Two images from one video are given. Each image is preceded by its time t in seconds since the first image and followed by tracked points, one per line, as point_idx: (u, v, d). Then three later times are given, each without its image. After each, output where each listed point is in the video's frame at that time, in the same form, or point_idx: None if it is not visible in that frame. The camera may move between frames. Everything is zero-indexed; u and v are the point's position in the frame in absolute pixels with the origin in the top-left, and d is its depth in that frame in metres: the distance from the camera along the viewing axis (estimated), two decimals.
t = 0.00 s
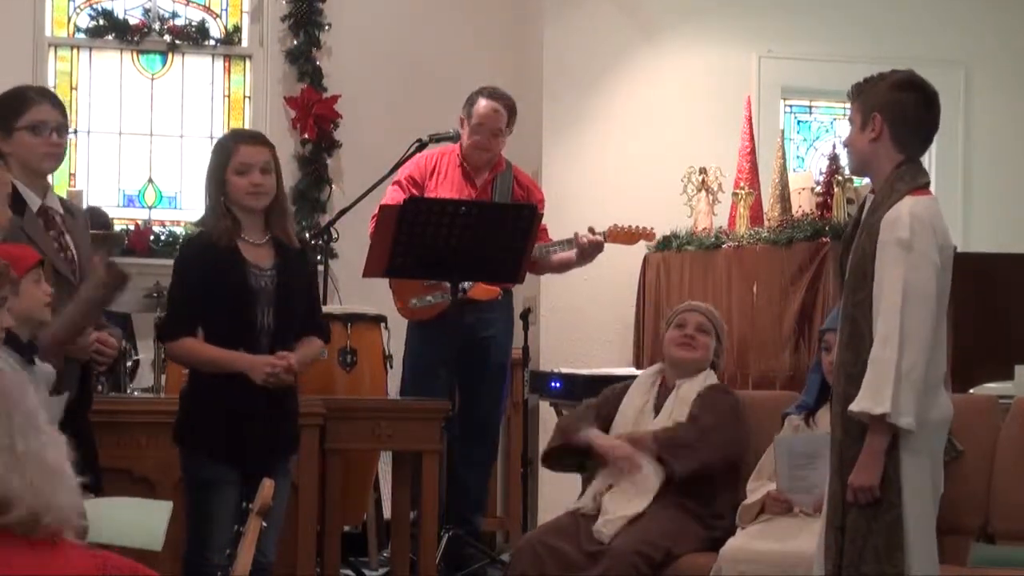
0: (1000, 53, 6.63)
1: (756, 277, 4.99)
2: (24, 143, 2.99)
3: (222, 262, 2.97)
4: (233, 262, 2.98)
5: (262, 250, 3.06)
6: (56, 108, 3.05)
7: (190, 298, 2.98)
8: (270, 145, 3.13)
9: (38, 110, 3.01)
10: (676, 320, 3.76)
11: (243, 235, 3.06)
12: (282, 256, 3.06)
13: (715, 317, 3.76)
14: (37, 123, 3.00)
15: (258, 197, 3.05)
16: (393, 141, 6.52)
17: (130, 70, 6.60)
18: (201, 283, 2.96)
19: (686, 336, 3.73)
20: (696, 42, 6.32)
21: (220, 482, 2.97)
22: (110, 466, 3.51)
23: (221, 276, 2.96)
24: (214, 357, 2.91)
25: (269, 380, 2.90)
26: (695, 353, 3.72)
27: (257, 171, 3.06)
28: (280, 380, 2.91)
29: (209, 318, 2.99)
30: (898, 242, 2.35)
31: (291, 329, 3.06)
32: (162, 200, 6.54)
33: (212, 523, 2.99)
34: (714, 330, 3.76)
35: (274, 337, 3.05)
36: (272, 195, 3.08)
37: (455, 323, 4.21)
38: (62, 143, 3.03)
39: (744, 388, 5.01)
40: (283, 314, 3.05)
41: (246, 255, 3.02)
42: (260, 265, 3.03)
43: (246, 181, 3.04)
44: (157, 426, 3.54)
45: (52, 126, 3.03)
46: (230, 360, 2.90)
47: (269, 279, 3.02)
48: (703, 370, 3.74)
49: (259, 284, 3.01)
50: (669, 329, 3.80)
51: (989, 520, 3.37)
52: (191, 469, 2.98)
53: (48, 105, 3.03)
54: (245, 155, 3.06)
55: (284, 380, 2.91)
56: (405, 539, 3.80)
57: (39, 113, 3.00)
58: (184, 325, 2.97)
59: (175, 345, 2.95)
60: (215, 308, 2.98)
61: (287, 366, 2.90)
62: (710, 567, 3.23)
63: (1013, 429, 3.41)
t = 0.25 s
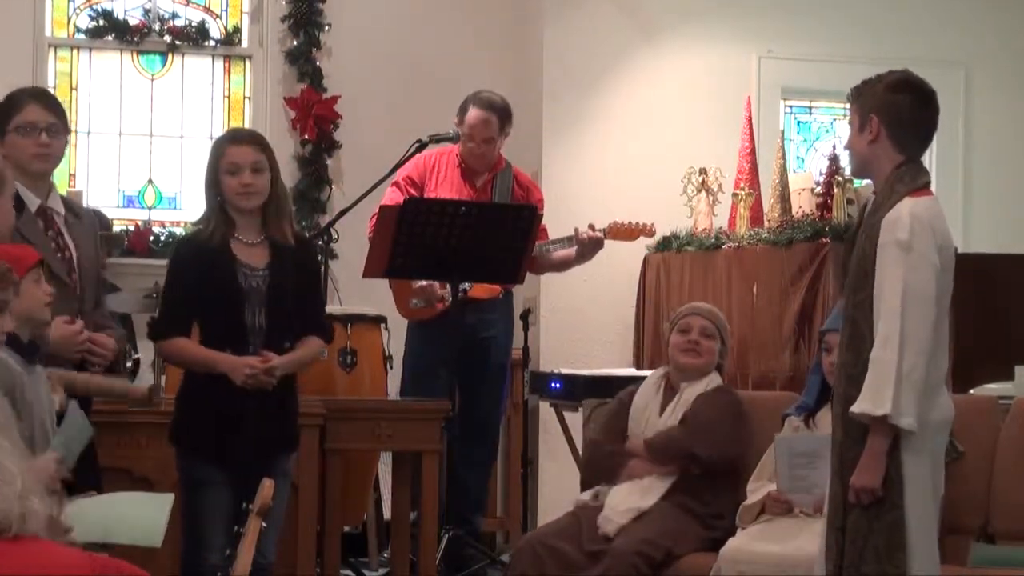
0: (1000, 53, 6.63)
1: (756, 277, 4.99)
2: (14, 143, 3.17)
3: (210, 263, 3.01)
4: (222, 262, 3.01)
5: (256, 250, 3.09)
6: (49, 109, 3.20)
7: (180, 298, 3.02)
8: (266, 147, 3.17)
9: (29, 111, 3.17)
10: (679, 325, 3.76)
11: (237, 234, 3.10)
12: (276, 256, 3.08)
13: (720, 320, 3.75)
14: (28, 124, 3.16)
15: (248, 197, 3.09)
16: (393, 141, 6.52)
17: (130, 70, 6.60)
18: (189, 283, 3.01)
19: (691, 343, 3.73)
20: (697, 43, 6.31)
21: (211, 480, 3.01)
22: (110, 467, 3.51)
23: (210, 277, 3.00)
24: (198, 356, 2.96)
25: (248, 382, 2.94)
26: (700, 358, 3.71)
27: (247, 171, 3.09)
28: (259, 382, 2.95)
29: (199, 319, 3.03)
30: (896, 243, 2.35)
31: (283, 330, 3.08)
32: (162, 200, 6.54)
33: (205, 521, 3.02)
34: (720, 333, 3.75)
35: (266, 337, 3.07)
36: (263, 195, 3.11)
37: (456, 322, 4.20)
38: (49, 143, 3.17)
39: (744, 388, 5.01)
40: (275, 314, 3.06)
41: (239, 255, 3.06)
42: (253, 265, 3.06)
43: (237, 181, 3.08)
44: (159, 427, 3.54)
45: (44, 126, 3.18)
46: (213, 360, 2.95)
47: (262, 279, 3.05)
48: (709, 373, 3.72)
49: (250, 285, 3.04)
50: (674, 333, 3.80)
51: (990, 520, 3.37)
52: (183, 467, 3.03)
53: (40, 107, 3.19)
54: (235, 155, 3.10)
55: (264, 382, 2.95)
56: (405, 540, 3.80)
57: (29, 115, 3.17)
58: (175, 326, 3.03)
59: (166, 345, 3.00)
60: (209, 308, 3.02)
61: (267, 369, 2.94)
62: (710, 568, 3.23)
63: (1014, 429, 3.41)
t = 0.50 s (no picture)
0: (1000, 52, 6.63)
1: (756, 277, 4.99)
2: (13, 141, 3.17)
3: (199, 262, 3.04)
4: (210, 261, 3.05)
5: (248, 249, 3.10)
6: (47, 106, 3.20)
7: (172, 298, 3.06)
8: (262, 146, 3.17)
9: (27, 109, 3.17)
10: (679, 327, 3.74)
11: (230, 233, 3.12)
12: (268, 255, 3.09)
13: (720, 323, 3.73)
14: (26, 121, 3.16)
15: (240, 196, 3.10)
16: (393, 141, 6.52)
17: (130, 70, 6.60)
18: (179, 282, 3.05)
19: (691, 346, 3.71)
20: (697, 42, 6.31)
21: (202, 480, 3.02)
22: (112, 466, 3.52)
23: (198, 275, 3.04)
24: (186, 354, 3.00)
25: (231, 381, 2.97)
26: (702, 363, 3.69)
27: (239, 170, 3.11)
28: (243, 382, 2.97)
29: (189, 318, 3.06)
30: (891, 245, 2.35)
31: (276, 329, 3.08)
32: (162, 200, 6.53)
33: (198, 521, 3.02)
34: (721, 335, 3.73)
35: (258, 335, 3.07)
36: (255, 194, 3.12)
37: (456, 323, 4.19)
38: (46, 140, 3.17)
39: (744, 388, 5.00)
40: (266, 312, 3.07)
41: (231, 254, 3.08)
42: (244, 264, 3.08)
43: (229, 180, 3.10)
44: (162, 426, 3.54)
45: (43, 124, 3.18)
46: (198, 357, 2.98)
47: (254, 278, 3.07)
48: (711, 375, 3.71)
49: (240, 283, 3.06)
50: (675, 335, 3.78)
51: (990, 520, 3.38)
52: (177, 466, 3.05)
53: (38, 104, 3.19)
54: (228, 155, 3.12)
55: (248, 381, 2.98)
56: (405, 540, 3.80)
57: (27, 112, 3.17)
58: (167, 325, 3.06)
59: (158, 344, 3.05)
60: (199, 307, 3.05)
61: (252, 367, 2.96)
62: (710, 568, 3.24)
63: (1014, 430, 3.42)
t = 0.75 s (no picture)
0: (1000, 52, 6.63)
1: (756, 277, 5.00)
2: (14, 139, 3.20)
3: (191, 265, 3.12)
4: (202, 263, 3.12)
5: (241, 251, 3.16)
6: (48, 104, 3.23)
7: (167, 300, 3.14)
8: (258, 148, 3.20)
9: (29, 107, 3.21)
10: (677, 329, 3.75)
11: (224, 234, 3.18)
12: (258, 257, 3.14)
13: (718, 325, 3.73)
14: (26, 119, 3.20)
15: (231, 198, 3.15)
16: (393, 142, 6.52)
17: (130, 71, 6.60)
18: (172, 285, 3.13)
19: (688, 349, 3.71)
20: (697, 43, 6.31)
21: (193, 480, 3.09)
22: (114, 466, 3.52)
23: (190, 278, 3.11)
24: (177, 355, 3.07)
25: (217, 382, 3.03)
26: (698, 365, 3.69)
27: (230, 172, 3.14)
28: (229, 384, 3.04)
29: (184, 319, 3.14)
30: (881, 252, 2.38)
31: (265, 330, 3.12)
32: (162, 200, 6.54)
33: (188, 519, 3.08)
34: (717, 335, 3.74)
35: (247, 337, 3.12)
36: (246, 197, 3.16)
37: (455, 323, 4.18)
38: (46, 138, 3.19)
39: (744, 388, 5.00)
40: (255, 314, 3.12)
41: (224, 256, 3.15)
42: (237, 266, 3.14)
43: (221, 182, 3.14)
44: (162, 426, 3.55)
45: (43, 121, 3.21)
46: (188, 358, 3.06)
47: (245, 280, 3.13)
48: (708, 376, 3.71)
49: (231, 285, 3.12)
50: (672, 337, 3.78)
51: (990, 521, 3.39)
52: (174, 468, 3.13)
53: (39, 102, 3.22)
54: (221, 157, 3.16)
55: (232, 384, 3.04)
56: (405, 540, 3.80)
57: (29, 110, 3.20)
58: (163, 326, 3.14)
59: (154, 345, 3.13)
60: (192, 308, 3.12)
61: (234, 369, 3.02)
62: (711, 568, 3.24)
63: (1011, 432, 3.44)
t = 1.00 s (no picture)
0: (1000, 52, 6.63)
1: (756, 277, 5.00)
2: (14, 137, 3.19)
3: (184, 264, 3.13)
4: (195, 263, 3.13)
5: (234, 251, 3.17)
6: (49, 102, 3.23)
7: (161, 300, 3.16)
8: (254, 150, 3.20)
9: (30, 105, 3.20)
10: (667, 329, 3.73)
11: (220, 235, 3.19)
12: (251, 256, 3.14)
13: (710, 325, 3.68)
14: (27, 116, 3.19)
15: (225, 199, 3.15)
16: (393, 141, 6.52)
17: (130, 70, 6.60)
18: (167, 284, 3.14)
19: (676, 349, 3.68)
20: (697, 43, 6.31)
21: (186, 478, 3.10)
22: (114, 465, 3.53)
23: (183, 277, 3.12)
24: (168, 354, 3.08)
25: (206, 381, 3.04)
26: (684, 365, 3.66)
27: (224, 173, 3.15)
28: (217, 383, 3.04)
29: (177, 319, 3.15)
30: (915, 245, 2.42)
31: (256, 330, 3.12)
32: (162, 200, 6.54)
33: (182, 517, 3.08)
34: (710, 336, 3.69)
35: (238, 336, 3.12)
36: (239, 198, 3.16)
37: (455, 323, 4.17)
38: (46, 136, 3.19)
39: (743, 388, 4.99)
40: (246, 313, 3.12)
41: (218, 255, 3.16)
42: (230, 265, 3.15)
43: (215, 181, 3.15)
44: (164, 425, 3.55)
45: (44, 120, 3.21)
46: (177, 358, 3.06)
47: (237, 280, 3.13)
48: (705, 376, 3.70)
49: (223, 284, 3.13)
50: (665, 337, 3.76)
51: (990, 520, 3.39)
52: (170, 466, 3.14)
53: (40, 100, 3.22)
54: (215, 158, 3.16)
55: (221, 383, 3.04)
56: (405, 540, 3.80)
57: (30, 108, 3.20)
58: (158, 326, 3.16)
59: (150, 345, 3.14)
60: (185, 308, 3.13)
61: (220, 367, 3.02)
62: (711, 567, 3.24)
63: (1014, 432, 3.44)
